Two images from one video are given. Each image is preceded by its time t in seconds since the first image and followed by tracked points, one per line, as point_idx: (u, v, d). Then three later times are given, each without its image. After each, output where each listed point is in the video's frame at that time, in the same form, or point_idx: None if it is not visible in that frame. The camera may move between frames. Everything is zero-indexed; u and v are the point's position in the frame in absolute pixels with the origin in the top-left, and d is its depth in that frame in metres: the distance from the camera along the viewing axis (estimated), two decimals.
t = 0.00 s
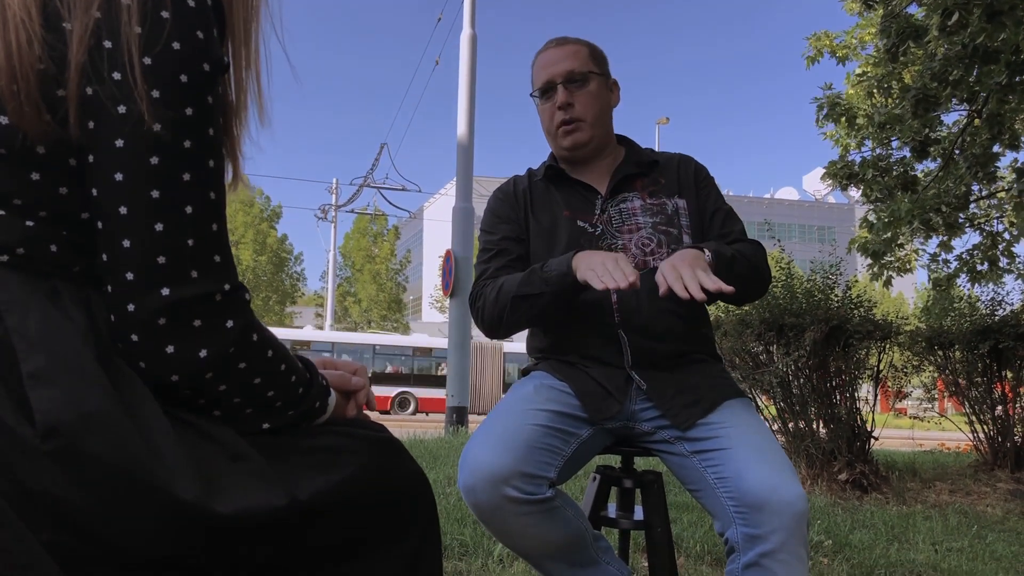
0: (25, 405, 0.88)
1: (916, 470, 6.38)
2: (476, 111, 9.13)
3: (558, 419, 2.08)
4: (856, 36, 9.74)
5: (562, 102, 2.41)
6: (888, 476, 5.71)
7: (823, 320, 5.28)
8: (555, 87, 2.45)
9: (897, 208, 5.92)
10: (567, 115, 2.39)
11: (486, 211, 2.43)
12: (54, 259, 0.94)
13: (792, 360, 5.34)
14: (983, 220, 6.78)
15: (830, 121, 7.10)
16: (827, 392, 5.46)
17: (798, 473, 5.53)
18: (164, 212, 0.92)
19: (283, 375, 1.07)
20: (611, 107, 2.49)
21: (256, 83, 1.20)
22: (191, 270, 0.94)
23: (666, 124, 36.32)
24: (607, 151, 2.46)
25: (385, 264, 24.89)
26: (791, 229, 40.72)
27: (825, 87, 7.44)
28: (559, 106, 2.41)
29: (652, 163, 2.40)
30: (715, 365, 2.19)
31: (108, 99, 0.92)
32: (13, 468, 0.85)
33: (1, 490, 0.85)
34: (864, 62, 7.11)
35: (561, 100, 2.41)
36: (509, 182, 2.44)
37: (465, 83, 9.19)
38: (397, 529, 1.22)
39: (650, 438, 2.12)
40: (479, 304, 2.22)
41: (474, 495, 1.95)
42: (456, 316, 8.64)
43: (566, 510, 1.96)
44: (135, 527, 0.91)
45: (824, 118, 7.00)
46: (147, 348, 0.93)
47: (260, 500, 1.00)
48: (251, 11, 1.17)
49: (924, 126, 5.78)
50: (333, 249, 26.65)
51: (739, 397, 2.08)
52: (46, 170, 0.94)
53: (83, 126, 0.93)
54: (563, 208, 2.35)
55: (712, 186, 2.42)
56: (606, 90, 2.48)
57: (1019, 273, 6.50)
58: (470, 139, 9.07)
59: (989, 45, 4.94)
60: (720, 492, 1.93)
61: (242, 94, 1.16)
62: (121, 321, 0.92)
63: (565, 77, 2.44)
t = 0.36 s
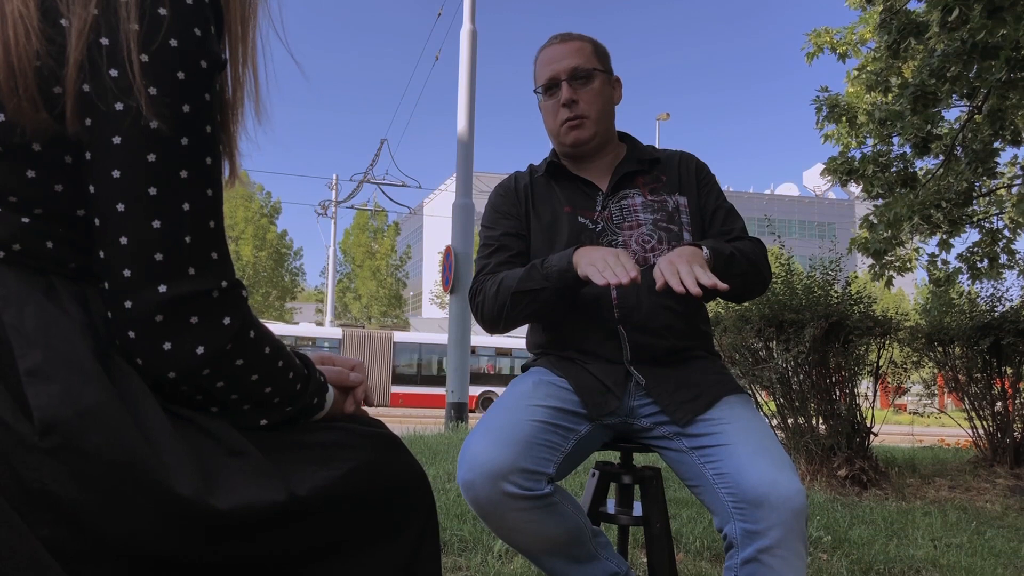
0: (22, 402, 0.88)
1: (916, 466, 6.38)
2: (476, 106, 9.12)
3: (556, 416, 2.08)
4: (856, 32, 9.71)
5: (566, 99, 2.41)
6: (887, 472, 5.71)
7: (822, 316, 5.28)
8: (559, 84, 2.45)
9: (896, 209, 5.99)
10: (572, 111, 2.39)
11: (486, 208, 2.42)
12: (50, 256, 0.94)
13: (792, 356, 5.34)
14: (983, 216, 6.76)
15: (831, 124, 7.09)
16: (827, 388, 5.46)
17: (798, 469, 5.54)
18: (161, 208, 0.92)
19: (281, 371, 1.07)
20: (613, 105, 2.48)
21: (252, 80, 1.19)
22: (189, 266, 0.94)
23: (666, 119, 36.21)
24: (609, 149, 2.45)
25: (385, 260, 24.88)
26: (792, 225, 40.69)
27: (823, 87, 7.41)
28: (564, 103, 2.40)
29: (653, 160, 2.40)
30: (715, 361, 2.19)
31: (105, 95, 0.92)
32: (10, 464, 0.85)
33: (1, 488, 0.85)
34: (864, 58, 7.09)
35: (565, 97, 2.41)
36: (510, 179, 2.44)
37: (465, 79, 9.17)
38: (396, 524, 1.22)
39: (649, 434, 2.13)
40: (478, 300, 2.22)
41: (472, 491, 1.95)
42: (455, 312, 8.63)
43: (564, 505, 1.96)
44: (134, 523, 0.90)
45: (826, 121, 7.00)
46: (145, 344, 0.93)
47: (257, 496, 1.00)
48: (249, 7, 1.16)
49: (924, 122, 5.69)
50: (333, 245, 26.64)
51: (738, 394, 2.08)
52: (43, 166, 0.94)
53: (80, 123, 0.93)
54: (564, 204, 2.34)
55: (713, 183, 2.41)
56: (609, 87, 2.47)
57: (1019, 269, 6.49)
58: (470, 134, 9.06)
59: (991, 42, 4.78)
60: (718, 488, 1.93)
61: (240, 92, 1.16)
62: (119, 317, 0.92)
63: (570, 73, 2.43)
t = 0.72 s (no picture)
0: (19, 397, 0.87)
1: (915, 463, 6.39)
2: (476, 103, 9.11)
3: (556, 411, 2.08)
4: (857, 30, 9.69)
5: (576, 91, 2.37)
6: (887, 468, 5.71)
7: (822, 312, 5.28)
8: (569, 75, 2.41)
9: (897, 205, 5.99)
10: (580, 104, 2.36)
11: (487, 196, 2.44)
12: (47, 252, 0.94)
13: (791, 352, 5.34)
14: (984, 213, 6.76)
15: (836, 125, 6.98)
16: (827, 384, 5.46)
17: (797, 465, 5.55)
18: (158, 202, 0.92)
19: (279, 366, 1.07)
20: (621, 103, 2.45)
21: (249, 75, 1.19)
22: (186, 261, 0.94)
23: (666, 115, 36.12)
24: (612, 145, 2.44)
25: (385, 256, 24.87)
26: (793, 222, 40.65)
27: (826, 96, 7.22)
28: (572, 94, 2.37)
29: (654, 154, 2.40)
30: (715, 356, 2.19)
31: (101, 90, 0.91)
32: (8, 460, 0.85)
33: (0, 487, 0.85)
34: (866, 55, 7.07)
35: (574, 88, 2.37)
36: (512, 169, 2.47)
37: (465, 75, 9.16)
38: (394, 521, 1.22)
39: (649, 430, 2.13)
40: (473, 276, 2.22)
41: (472, 486, 1.95)
42: (455, 309, 8.62)
43: (564, 501, 1.97)
44: (132, 518, 0.90)
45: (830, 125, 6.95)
46: (142, 339, 0.92)
47: (255, 492, 1.00)
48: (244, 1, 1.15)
49: (923, 117, 5.67)
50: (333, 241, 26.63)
51: (738, 389, 2.08)
52: (40, 162, 0.94)
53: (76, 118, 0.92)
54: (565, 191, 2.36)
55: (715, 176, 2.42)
56: (619, 85, 2.44)
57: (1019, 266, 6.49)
58: (470, 131, 9.05)
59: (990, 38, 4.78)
60: (718, 484, 1.93)
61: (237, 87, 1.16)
62: (116, 312, 0.92)
63: (581, 66, 2.39)
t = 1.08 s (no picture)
0: (19, 390, 0.87)
1: (916, 459, 6.39)
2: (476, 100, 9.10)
3: (559, 407, 2.08)
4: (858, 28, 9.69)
5: (570, 83, 2.39)
6: (887, 465, 5.71)
7: (823, 309, 5.27)
8: (561, 71, 2.43)
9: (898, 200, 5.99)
10: (576, 94, 2.37)
11: (492, 193, 2.43)
12: (48, 245, 0.94)
13: (792, 349, 5.34)
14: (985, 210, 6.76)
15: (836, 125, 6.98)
16: (828, 381, 5.45)
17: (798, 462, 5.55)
18: (159, 194, 0.91)
19: (281, 359, 1.06)
20: (617, 90, 2.46)
21: (249, 68, 1.18)
22: (187, 253, 0.93)
23: (666, 113, 36.09)
24: (616, 132, 2.43)
25: (385, 253, 24.86)
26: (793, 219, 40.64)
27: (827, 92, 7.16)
28: (567, 87, 2.38)
29: (660, 152, 2.38)
30: (716, 353, 2.18)
31: (102, 81, 0.91)
32: (8, 453, 0.85)
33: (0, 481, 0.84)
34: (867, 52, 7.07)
35: (568, 81, 2.39)
36: (517, 164, 2.44)
37: (466, 72, 9.14)
38: (396, 516, 1.22)
39: (651, 426, 2.13)
40: (478, 283, 2.22)
41: (474, 482, 1.95)
42: (455, 305, 8.62)
43: (566, 497, 1.97)
44: (134, 511, 0.90)
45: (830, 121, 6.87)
46: (145, 332, 0.92)
47: (256, 486, 1.00)
48: None
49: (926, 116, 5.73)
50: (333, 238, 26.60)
51: (740, 385, 2.08)
52: (41, 155, 0.93)
53: (76, 110, 0.92)
54: (571, 190, 2.34)
55: (721, 175, 2.41)
56: (611, 72, 2.46)
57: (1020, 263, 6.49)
58: (470, 127, 9.03)
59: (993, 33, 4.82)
60: (721, 480, 1.92)
61: (237, 80, 1.15)
62: (118, 305, 0.91)
63: (570, 60, 2.42)
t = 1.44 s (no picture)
0: (25, 386, 0.87)
1: (916, 456, 6.40)
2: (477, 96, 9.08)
3: (561, 405, 2.08)
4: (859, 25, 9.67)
5: (567, 83, 2.39)
6: (888, 461, 5.73)
7: (824, 306, 5.26)
8: (559, 70, 2.43)
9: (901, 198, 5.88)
10: (573, 94, 2.36)
11: (492, 192, 2.43)
12: (54, 242, 0.94)
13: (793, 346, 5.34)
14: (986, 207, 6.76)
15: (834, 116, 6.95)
16: (828, 378, 5.45)
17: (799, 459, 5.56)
18: (165, 190, 0.91)
19: (286, 357, 1.07)
20: (616, 87, 2.45)
21: (252, 63, 1.18)
22: (193, 250, 0.93)
23: (667, 109, 36.05)
24: (614, 132, 2.43)
25: (385, 250, 24.86)
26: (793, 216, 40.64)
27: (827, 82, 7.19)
28: (564, 87, 2.38)
29: (660, 149, 2.38)
30: (718, 350, 2.19)
31: (108, 77, 0.91)
32: (15, 450, 0.84)
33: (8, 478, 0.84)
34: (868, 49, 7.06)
35: (566, 81, 2.39)
36: (517, 164, 2.45)
37: (467, 68, 9.13)
38: (399, 512, 1.22)
39: (652, 423, 2.13)
40: (480, 283, 2.21)
41: (475, 479, 1.95)
42: (456, 302, 8.61)
43: (567, 494, 1.97)
44: (141, 507, 0.90)
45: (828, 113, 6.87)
46: (151, 329, 0.92)
47: (260, 483, 1.00)
48: None
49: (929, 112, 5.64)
50: (333, 235, 26.60)
51: (742, 382, 2.08)
52: (47, 151, 0.93)
53: (82, 106, 0.92)
54: (571, 188, 2.34)
55: (721, 172, 2.41)
56: (610, 70, 2.45)
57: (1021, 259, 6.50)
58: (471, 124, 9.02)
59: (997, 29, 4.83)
60: (722, 477, 1.93)
61: (240, 76, 1.15)
62: (124, 302, 0.91)
63: (568, 59, 2.42)
